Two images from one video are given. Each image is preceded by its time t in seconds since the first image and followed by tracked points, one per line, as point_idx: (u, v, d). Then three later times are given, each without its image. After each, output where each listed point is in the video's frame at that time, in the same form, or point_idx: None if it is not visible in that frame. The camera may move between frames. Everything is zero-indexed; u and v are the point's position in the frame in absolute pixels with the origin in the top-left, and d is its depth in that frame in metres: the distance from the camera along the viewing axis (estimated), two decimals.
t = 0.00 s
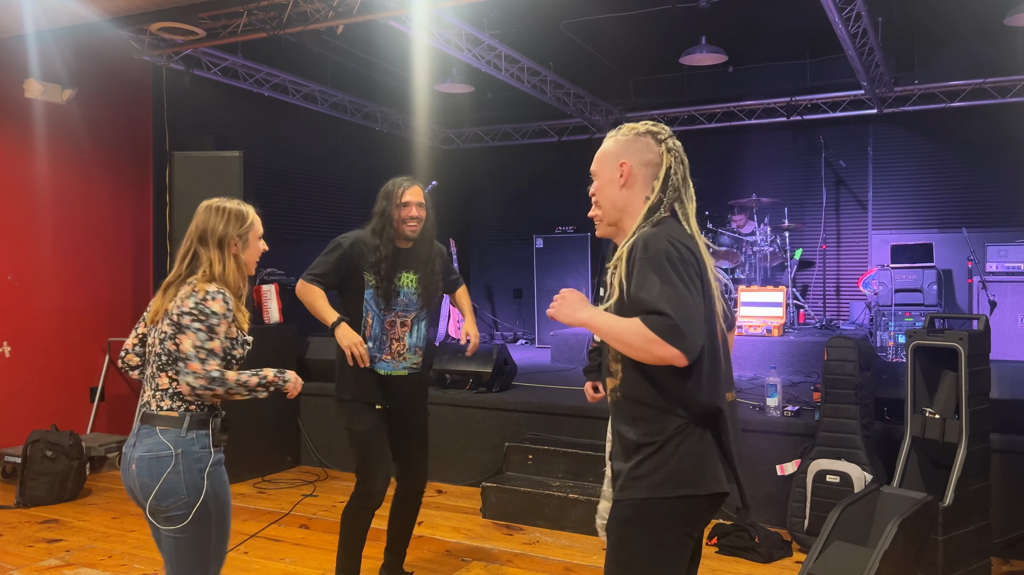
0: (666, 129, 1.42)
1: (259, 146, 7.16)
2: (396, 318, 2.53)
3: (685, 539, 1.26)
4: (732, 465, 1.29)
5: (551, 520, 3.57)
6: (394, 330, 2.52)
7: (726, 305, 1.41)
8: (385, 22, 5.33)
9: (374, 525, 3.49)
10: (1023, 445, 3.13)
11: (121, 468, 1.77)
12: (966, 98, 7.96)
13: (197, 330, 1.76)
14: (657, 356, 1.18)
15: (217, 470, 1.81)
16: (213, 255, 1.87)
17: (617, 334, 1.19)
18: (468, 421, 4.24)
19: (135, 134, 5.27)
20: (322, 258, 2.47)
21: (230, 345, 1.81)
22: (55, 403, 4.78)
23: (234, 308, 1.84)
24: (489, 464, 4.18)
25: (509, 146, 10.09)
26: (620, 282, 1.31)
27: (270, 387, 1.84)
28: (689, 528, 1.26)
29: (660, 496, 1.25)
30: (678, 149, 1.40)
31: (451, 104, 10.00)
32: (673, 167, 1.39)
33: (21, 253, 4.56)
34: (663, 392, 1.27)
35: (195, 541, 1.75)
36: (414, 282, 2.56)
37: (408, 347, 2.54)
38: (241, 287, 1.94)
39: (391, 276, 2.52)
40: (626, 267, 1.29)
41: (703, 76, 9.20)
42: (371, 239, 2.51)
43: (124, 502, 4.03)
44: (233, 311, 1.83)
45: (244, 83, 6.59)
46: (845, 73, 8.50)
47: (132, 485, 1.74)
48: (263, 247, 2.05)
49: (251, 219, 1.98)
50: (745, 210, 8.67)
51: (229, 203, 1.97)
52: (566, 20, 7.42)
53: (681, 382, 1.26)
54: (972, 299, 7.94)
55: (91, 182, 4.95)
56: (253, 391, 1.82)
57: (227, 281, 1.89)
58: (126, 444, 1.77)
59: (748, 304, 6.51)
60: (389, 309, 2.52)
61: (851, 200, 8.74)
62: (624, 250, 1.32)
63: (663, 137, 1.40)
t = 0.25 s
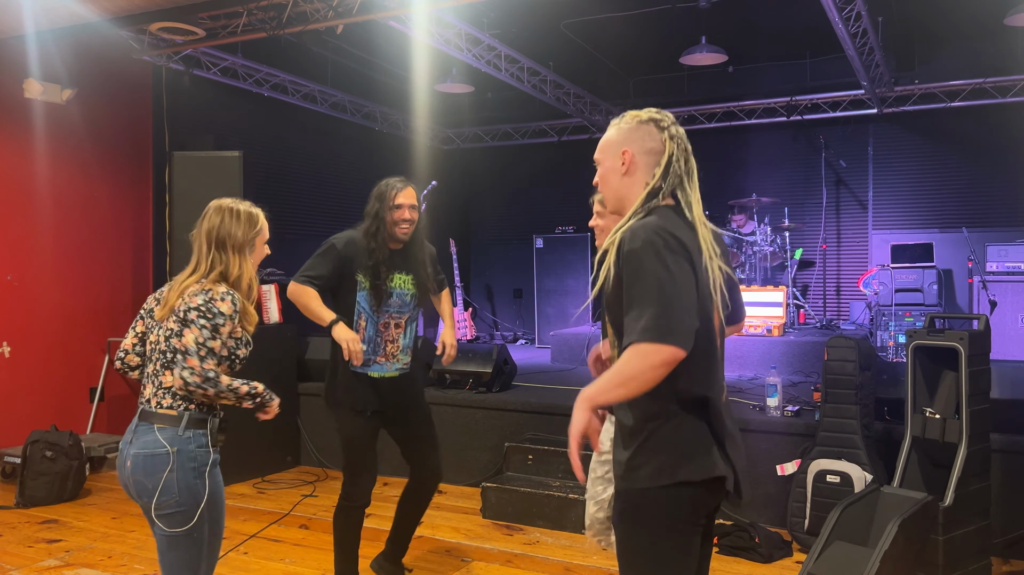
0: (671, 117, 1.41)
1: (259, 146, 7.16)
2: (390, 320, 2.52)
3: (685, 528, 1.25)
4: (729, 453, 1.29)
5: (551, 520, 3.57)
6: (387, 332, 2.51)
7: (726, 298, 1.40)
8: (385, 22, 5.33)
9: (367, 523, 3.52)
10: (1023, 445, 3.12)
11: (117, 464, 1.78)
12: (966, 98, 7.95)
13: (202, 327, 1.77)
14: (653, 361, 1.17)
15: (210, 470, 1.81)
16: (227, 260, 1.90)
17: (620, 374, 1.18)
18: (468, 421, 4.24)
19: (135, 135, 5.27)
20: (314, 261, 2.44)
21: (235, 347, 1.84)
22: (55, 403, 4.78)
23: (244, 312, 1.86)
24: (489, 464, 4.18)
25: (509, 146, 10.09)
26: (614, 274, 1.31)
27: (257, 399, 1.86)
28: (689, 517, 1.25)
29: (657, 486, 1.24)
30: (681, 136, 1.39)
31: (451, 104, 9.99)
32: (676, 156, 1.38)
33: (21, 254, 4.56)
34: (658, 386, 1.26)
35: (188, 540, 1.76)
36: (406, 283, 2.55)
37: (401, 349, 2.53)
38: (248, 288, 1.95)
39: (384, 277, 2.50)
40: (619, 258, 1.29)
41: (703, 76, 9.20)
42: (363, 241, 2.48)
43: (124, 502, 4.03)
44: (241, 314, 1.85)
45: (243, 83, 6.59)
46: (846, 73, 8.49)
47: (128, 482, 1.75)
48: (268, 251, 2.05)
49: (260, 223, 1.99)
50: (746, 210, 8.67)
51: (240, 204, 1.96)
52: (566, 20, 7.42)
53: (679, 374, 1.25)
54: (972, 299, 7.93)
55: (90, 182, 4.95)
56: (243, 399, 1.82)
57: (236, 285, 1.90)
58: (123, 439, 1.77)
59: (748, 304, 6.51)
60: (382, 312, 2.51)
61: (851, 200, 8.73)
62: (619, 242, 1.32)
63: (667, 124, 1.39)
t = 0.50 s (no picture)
0: (675, 114, 1.41)
1: (259, 146, 7.16)
2: (386, 323, 2.53)
3: (695, 525, 1.26)
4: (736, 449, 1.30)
5: (551, 520, 3.57)
6: (384, 335, 2.52)
7: (729, 297, 1.40)
8: (385, 22, 5.33)
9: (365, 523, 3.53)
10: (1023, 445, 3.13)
11: (127, 472, 1.79)
12: (966, 98, 7.96)
13: (166, 317, 1.77)
14: (650, 358, 1.17)
15: (220, 472, 1.79)
16: (206, 258, 1.89)
17: (612, 366, 1.18)
18: (468, 421, 4.24)
19: (135, 135, 5.28)
20: (311, 261, 2.49)
21: (221, 344, 1.86)
22: (55, 403, 4.78)
23: (225, 308, 1.86)
24: (489, 464, 4.18)
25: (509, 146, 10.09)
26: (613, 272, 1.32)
27: (221, 395, 1.76)
28: (698, 514, 1.26)
29: (667, 483, 1.25)
30: (684, 135, 1.39)
31: (451, 104, 9.99)
32: (678, 154, 1.38)
33: (21, 253, 4.56)
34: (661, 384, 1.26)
35: (210, 540, 1.77)
36: (404, 286, 2.55)
37: (399, 352, 2.53)
38: (232, 290, 1.93)
39: (381, 280, 2.51)
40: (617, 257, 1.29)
41: (703, 76, 9.20)
42: (361, 243, 2.51)
43: (124, 503, 4.03)
44: (219, 309, 1.83)
45: (243, 83, 6.60)
46: (846, 73, 8.50)
47: (139, 491, 1.76)
48: (259, 251, 2.05)
49: (249, 225, 1.99)
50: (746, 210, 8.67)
51: (228, 206, 1.97)
52: (566, 20, 7.42)
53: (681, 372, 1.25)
54: (972, 299, 7.94)
55: (90, 182, 4.95)
56: (202, 394, 1.75)
57: (217, 283, 1.89)
58: (129, 448, 1.78)
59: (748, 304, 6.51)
60: (379, 314, 2.52)
61: (851, 200, 8.74)
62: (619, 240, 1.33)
63: (671, 121, 1.38)
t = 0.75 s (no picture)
0: (687, 134, 1.42)
1: (259, 146, 7.16)
2: (380, 321, 2.49)
3: (699, 536, 1.26)
4: (740, 459, 1.30)
5: (551, 520, 3.57)
6: (377, 334, 2.48)
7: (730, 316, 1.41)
8: (385, 21, 5.33)
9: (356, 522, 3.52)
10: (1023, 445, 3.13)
11: (143, 463, 1.81)
12: (966, 98, 7.96)
13: (226, 343, 1.78)
14: (672, 357, 1.19)
15: (235, 465, 1.85)
16: (228, 265, 1.89)
17: (624, 343, 1.20)
18: (468, 421, 4.24)
19: (135, 134, 5.28)
20: (302, 261, 2.41)
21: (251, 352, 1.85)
22: (55, 403, 4.78)
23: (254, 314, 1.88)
24: (489, 464, 4.18)
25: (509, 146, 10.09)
26: (626, 281, 1.31)
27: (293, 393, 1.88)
28: (703, 525, 1.26)
29: (672, 495, 1.24)
30: (694, 155, 1.40)
31: (451, 104, 9.99)
32: (688, 173, 1.38)
33: (21, 254, 4.56)
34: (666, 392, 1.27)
35: (216, 532, 1.81)
36: (397, 283, 2.52)
37: (392, 350, 2.50)
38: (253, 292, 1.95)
39: (375, 278, 2.48)
40: (632, 267, 1.29)
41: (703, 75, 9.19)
42: (353, 242, 2.46)
43: (124, 502, 4.03)
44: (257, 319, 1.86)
45: (243, 83, 6.59)
46: (846, 73, 8.50)
47: (155, 480, 1.78)
48: (269, 251, 2.06)
49: (258, 225, 1.99)
50: (746, 210, 8.66)
51: (237, 209, 1.97)
52: (566, 20, 7.41)
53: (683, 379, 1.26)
54: (972, 299, 7.93)
55: (90, 181, 4.95)
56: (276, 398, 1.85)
57: (243, 290, 1.90)
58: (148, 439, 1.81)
59: (748, 304, 6.51)
60: (372, 313, 2.48)
61: (851, 200, 8.74)
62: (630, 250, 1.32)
63: (683, 141, 1.40)
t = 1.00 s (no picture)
0: (684, 127, 1.41)
1: (259, 146, 7.16)
2: (376, 322, 2.47)
3: (683, 529, 1.26)
4: (722, 453, 1.30)
5: (551, 520, 3.57)
6: (374, 335, 2.46)
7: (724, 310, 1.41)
8: (385, 22, 5.33)
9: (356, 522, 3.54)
10: None
11: (148, 459, 1.86)
12: (966, 98, 7.96)
13: (214, 326, 1.83)
14: (651, 365, 1.18)
15: (230, 465, 1.83)
16: (236, 255, 1.94)
17: (623, 386, 1.19)
18: (468, 421, 4.24)
19: (135, 135, 5.28)
20: (298, 263, 2.43)
21: (248, 341, 1.87)
22: (55, 403, 4.78)
23: (253, 306, 1.90)
24: (489, 464, 4.18)
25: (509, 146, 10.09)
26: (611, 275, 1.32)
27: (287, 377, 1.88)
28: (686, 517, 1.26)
29: (650, 487, 1.25)
30: (689, 147, 1.40)
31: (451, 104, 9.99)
32: (683, 165, 1.38)
33: (21, 254, 4.56)
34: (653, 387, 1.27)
35: (210, 534, 1.78)
36: (392, 285, 2.51)
37: (388, 351, 2.48)
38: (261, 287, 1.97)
39: (370, 279, 2.47)
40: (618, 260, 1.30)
41: (703, 76, 9.20)
42: (348, 243, 2.47)
43: (124, 503, 4.03)
44: (250, 309, 1.89)
45: (243, 83, 6.60)
46: (846, 73, 8.50)
47: (155, 476, 1.82)
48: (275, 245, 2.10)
49: (264, 219, 2.02)
50: (746, 210, 8.67)
51: (242, 203, 2.00)
52: (566, 20, 7.42)
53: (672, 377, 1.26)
54: (972, 299, 7.94)
55: (90, 182, 4.95)
56: (272, 382, 1.84)
57: (247, 281, 1.94)
58: (151, 435, 1.85)
59: (748, 304, 6.51)
60: (368, 314, 2.46)
61: (851, 200, 8.74)
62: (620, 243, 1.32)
63: (679, 133, 1.39)
